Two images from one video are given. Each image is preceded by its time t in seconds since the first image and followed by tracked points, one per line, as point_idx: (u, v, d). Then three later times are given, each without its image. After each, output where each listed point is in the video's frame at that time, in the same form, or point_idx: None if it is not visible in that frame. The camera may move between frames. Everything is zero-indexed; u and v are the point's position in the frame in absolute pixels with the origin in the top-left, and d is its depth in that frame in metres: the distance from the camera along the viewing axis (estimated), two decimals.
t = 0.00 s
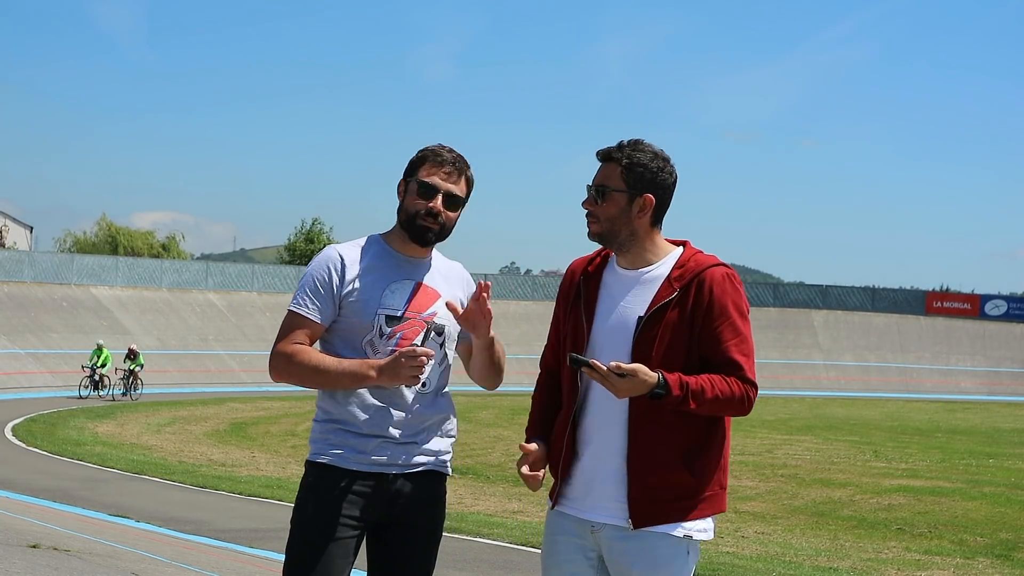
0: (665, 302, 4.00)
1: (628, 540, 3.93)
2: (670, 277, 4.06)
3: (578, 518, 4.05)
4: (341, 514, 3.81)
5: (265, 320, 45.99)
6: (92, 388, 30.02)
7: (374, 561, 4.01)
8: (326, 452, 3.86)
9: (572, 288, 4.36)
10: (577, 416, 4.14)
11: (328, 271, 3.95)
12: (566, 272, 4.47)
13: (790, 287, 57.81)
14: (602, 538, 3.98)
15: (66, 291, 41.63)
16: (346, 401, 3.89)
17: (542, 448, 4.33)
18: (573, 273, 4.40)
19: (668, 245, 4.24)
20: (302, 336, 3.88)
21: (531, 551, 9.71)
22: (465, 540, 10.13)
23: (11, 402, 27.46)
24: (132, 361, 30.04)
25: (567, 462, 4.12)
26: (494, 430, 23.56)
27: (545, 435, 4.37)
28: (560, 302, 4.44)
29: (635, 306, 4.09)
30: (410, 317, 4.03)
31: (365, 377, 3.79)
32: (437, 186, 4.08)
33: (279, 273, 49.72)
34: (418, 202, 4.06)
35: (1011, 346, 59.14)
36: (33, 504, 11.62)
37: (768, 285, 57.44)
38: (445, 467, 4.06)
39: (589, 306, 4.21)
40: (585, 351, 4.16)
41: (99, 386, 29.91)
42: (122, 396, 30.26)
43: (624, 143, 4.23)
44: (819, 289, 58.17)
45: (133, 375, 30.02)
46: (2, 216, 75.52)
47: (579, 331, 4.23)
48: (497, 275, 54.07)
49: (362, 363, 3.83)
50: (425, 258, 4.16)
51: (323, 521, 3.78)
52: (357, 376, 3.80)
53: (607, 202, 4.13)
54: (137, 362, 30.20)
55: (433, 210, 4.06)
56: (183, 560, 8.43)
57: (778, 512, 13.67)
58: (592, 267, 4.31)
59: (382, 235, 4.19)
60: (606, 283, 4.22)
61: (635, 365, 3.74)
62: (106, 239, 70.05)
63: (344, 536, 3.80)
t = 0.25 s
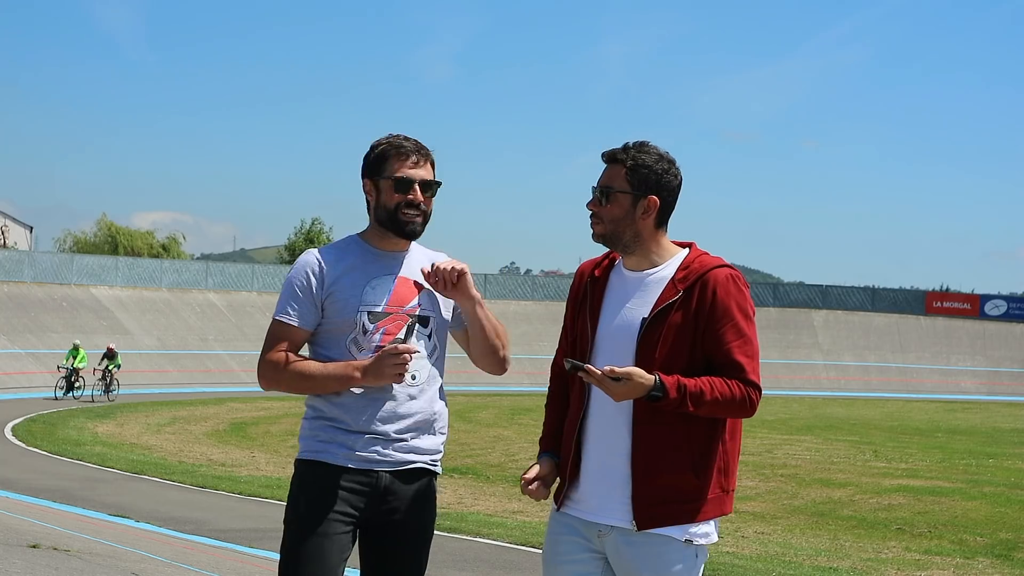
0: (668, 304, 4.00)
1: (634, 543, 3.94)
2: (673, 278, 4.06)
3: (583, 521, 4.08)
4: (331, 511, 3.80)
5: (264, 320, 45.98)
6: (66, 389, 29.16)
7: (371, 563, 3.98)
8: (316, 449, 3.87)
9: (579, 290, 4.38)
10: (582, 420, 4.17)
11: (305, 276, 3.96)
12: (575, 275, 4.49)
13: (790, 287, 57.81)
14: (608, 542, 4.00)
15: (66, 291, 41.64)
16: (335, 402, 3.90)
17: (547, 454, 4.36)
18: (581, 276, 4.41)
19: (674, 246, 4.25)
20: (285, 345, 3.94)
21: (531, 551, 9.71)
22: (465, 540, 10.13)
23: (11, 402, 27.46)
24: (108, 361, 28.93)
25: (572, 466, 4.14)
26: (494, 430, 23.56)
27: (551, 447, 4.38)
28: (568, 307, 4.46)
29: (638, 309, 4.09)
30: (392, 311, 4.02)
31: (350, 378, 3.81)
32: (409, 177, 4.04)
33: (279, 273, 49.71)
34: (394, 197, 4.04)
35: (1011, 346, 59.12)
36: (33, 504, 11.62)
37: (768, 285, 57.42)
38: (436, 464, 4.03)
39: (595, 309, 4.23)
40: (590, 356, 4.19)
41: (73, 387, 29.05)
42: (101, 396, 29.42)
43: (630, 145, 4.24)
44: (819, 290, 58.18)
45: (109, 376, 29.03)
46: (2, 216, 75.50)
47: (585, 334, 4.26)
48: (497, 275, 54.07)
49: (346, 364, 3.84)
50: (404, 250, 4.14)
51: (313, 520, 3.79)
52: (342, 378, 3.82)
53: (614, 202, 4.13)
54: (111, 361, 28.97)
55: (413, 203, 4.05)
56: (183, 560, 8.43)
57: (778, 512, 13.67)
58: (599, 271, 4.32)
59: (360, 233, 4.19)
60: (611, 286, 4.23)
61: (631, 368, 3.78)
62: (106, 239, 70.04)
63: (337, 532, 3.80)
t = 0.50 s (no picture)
0: (664, 303, 4.01)
1: (633, 544, 3.93)
2: (669, 278, 4.07)
3: (581, 523, 4.07)
4: (301, 514, 3.85)
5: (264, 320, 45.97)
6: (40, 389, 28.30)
7: (346, 563, 3.96)
8: (283, 455, 3.89)
9: (574, 291, 4.39)
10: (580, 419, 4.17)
11: (257, 284, 3.96)
12: (570, 276, 4.50)
13: (790, 287, 57.82)
14: (606, 542, 4.00)
15: (67, 291, 41.64)
16: (298, 404, 3.91)
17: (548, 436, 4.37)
18: (576, 275, 4.43)
19: (668, 246, 4.25)
20: (246, 354, 3.95)
21: (531, 551, 9.72)
22: (465, 540, 10.14)
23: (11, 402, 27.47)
24: (85, 361, 28.61)
25: (569, 466, 4.15)
26: (494, 430, 23.58)
27: (553, 432, 4.38)
28: (563, 308, 4.47)
29: (635, 309, 4.10)
30: (349, 304, 4.00)
31: (314, 378, 3.80)
32: (356, 173, 4.04)
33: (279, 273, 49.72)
34: (360, 202, 4.03)
35: (1011, 346, 59.12)
36: (33, 504, 11.63)
37: (769, 285, 57.42)
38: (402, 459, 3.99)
39: (591, 310, 4.24)
40: (588, 357, 4.20)
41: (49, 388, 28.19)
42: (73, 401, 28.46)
43: (621, 145, 4.23)
44: (819, 290, 58.19)
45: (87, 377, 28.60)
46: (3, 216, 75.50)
47: (582, 334, 4.26)
48: (498, 275, 54.08)
49: (307, 366, 3.83)
50: (354, 245, 4.14)
51: (285, 526, 3.86)
52: (305, 378, 3.81)
53: (606, 205, 4.13)
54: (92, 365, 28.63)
55: (379, 203, 4.08)
56: (183, 561, 8.43)
57: (778, 512, 13.68)
58: (594, 271, 4.32)
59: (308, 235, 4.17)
60: (606, 288, 4.23)
61: (629, 369, 3.78)
62: (106, 239, 70.04)
63: (304, 534, 3.85)
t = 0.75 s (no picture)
0: (648, 301, 4.01)
1: (621, 542, 3.93)
2: (652, 277, 4.07)
3: (570, 522, 4.06)
4: (279, 511, 3.85)
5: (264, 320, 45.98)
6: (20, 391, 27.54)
7: (325, 561, 3.98)
8: (255, 455, 3.87)
9: (558, 290, 4.39)
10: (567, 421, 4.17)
11: (221, 286, 3.90)
12: (554, 274, 4.50)
13: (790, 287, 57.85)
14: (594, 541, 3.99)
15: (67, 291, 41.63)
16: (268, 404, 3.87)
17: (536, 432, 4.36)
18: (560, 274, 4.42)
19: (651, 244, 4.25)
20: (214, 355, 3.90)
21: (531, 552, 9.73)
22: (464, 540, 10.15)
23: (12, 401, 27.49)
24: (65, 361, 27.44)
25: (557, 466, 4.15)
26: (495, 430, 23.59)
27: (542, 428, 4.37)
28: (547, 307, 4.47)
29: (619, 308, 4.10)
30: (315, 302, 3.99)
31: (287, 379, 3.78)
32: (314, 173, 4.05)
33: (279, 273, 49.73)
34: (318, 197, 4.03)
35: (1011, 346, 59.16)
36: (32, 504, 11.63)
37: (769, 285, 57.46)
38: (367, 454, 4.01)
39: (576, 309, 4.24)
40: (574, 357, 4.19)
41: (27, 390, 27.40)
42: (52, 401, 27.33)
43: (602, 145, 4.23)
44: (819, 290, 58.25)
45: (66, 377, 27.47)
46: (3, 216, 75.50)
47: (567, 335, 4.26)
48: (498, 276, 54.10)
49: (279, 367, 3.81)
50: (311, 242, 4.12)
51: (262, 525, 3.86)
52: (278, 381, 3.79)
53: (586, 205, 4.13)
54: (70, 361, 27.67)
55: (335, 196, 4.08)
56: (183, 561, 8.43)
57: (778, 512, 13.69)
58: (578, 271, 4.33)
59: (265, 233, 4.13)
60: (590, 287, 4.23)
61: (615, 369, 3.78)
62: (106, 239, 70.05)
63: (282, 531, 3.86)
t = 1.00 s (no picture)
0: (625, 299, 4.02)
1: (604, 539, 3.92)
2: (630, 274, 4.08)
3: (552, 520, 4.05)
4: (274, 511, 3.85)
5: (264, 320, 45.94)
6: None
7: (316, 559, 3.99)
8: (246, 454, 3.87)
9: (535, 289, 4.39)
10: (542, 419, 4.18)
11: (209, 282, 3.90)
12: (532, 272, 4.50)
13: (790, 287, 57.88)
14: (577, 539, 3.99)
15: (67, 291, 41.63)
16: (257, 401, 3.88)
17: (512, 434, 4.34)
18: (537, 274, 4.41)
19: (629, 242, 4.25)
20: (201, 352, 3.89)
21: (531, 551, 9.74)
22: (464, 540, 10.15)
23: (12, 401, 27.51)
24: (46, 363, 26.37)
25: (536, 465, 4.16)
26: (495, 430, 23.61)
27: (516, 427, 4.37)
28: (524, 307, 4.47)
29: (597, 306, 4.11)
30: (302, 299, 4.00)
31: (273, 374, 3.79)
32: (302, 171, 4.05)
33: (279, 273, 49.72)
34: (306, 197, 4.03)
35: (1011, 346, 59.19)
36: (32, 504, 11.66)
37: (768, 285, 57.50)
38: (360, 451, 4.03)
39: (554, 308, 4.24)
40: (551, 355, 4.20)
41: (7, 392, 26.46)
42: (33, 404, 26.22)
43: (579, 144, 4.23)
44: (819, 290, 58.30)
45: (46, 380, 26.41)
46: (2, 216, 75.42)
47: (545, 334, 4.26)
48: (497, 276, 54.11)
49: (266, 362, 3.81)
50: (297, 240, 4.13)
51: (254, 525, 3.86)
52: (264, 376, 3.79)
53: (564, 204, 4.14)
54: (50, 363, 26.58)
55: (322, 196, 4.08)
56: (183, 560, 8.44)
57: (777, 512, 13.70)
58: (555, 269, 4.33)
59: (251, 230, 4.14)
60: (567, 285, 4.24)
61: (593, 365, 3.79)
62: (106, 240, 70.05)
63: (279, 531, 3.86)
